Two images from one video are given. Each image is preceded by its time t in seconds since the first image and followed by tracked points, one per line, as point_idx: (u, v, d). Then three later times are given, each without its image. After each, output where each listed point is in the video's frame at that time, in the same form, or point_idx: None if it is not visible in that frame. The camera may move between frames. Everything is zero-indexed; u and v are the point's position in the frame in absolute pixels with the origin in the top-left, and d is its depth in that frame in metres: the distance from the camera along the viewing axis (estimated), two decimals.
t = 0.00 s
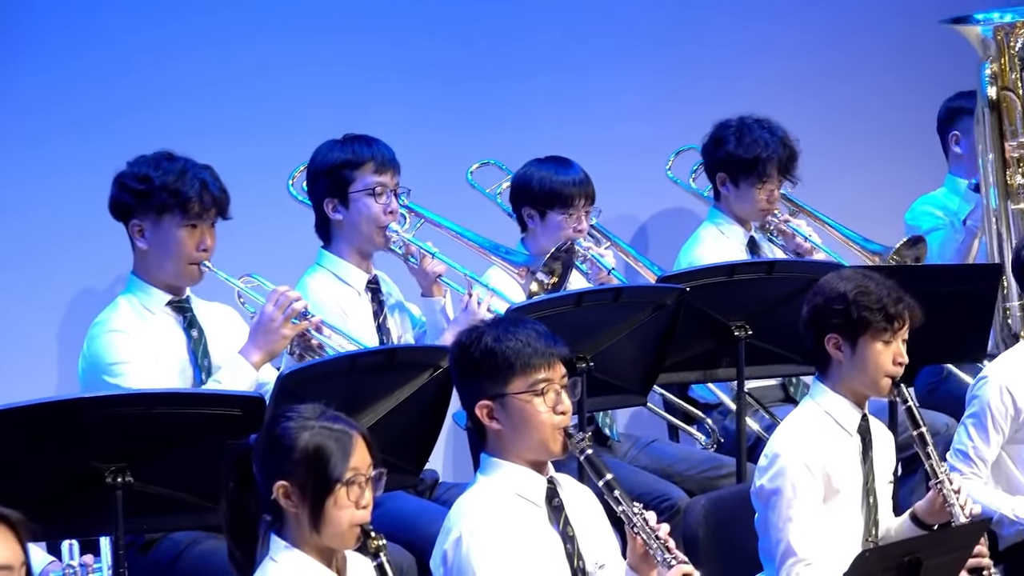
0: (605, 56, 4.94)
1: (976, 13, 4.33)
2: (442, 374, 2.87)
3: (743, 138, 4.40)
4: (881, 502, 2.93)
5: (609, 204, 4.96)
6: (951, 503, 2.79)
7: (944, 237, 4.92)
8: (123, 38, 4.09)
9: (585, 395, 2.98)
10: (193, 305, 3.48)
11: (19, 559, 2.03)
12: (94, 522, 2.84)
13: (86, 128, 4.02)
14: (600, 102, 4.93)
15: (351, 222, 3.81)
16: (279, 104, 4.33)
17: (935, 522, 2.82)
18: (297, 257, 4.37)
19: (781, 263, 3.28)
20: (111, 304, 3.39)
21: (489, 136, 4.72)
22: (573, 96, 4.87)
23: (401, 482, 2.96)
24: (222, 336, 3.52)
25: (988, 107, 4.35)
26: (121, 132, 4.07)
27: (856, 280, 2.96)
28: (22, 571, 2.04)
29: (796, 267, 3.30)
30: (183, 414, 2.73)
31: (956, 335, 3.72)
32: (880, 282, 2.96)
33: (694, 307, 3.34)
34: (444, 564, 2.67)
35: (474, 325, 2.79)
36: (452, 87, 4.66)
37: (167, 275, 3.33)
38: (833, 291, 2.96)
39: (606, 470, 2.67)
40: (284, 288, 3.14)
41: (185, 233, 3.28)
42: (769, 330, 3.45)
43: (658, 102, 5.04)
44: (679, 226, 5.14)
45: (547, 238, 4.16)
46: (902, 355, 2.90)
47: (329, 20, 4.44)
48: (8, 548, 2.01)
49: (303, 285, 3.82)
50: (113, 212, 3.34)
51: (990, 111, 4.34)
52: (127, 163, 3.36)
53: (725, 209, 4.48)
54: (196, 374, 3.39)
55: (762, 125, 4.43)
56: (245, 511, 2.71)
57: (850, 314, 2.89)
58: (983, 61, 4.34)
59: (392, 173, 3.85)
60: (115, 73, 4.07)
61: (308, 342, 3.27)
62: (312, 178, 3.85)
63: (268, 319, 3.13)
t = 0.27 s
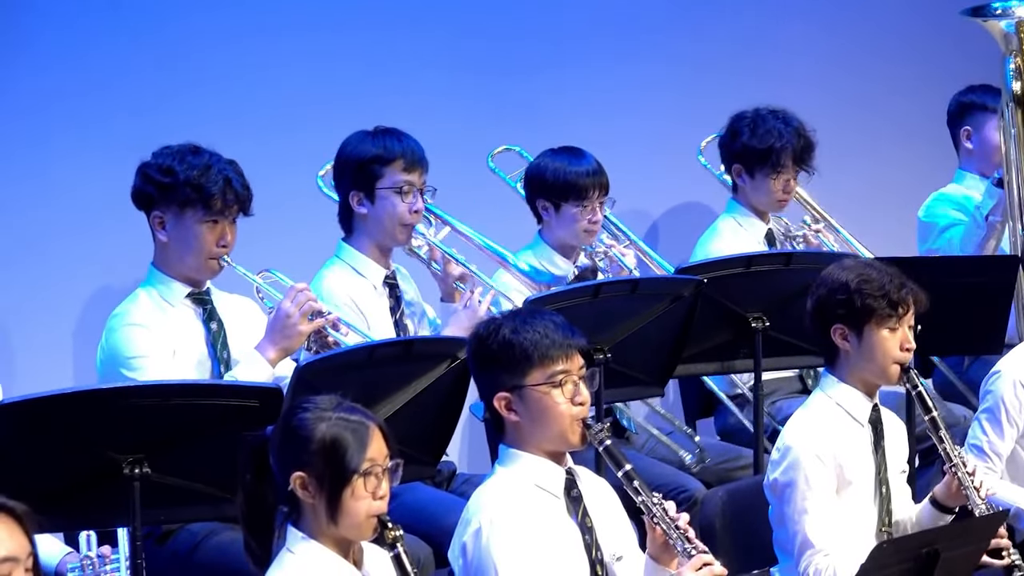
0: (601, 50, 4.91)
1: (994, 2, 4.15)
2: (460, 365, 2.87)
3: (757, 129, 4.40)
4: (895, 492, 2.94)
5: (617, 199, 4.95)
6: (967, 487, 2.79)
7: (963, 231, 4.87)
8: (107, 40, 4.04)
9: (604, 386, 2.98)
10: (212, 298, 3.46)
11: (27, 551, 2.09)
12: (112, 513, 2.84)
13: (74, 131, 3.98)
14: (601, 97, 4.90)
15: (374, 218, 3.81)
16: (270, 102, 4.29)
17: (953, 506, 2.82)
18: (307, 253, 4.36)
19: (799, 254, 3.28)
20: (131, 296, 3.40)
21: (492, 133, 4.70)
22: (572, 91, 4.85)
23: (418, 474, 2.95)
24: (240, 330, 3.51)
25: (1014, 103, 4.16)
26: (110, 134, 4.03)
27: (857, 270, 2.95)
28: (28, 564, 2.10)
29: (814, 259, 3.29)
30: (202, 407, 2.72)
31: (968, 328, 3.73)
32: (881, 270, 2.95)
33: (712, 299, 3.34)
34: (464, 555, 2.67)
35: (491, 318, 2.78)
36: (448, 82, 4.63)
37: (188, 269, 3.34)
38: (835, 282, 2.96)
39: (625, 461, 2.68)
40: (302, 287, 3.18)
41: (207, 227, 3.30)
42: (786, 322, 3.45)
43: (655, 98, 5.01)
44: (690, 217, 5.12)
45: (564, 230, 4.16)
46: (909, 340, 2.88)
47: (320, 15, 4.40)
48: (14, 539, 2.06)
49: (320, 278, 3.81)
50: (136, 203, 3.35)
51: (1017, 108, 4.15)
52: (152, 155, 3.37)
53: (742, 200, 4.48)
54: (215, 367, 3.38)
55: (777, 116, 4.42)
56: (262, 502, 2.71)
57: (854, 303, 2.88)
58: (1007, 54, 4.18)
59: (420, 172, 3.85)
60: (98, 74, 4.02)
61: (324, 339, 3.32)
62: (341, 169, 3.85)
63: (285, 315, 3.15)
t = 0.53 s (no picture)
0: (591, 51, 4.88)
1: None
2: (474, 357, 2.87)
3: (767, 121, 4.41)
4: (904, 484, 2.93)
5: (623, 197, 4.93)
6: (974, 480, 2.78)
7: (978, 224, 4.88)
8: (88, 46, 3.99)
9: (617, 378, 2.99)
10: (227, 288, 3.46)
11: (29, 545, 2.15)
12: (126, 505, 2.85)
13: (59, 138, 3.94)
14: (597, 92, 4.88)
15: (395, 215, 3.82)
16: (259, 103, 4.24)
17: (960, 498, 2.81)
18: (314, 251, 4.33)
19: (812, 247, 3.29)
20: (144, 286, 3.40)
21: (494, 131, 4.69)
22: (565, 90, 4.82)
23: (432, 466, 2.96)
24: (254, 319, 3.52)
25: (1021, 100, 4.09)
26: (95, 141, 3.99)
27: (867, 262, 2.96)
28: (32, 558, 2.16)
29: (828, 252, 3.30)
30: (214, 398, 2.73)
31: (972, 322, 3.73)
32: (891, 262, 2.95)
33: (725, 291, 3.36)
34: (477, 547, 2.67)
35: (506, 310, 2.79)
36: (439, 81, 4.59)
37: (198, 257, 3.33)
38: (844, 274, 2.97)
39: (639, 453, 2.67)
40: (311, 270, 3.15)
41: (215, 215, 3.29)
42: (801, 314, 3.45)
43: (648, 99, 4.98)
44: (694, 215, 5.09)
45: (577, 224, 4.17)
46: (917, 334, 2.89)
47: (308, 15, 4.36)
48: (15, 534, 2.13)
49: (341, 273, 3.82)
50: (147, 194, 3.36)
51: None
52: (162, 144, 3.37)
53: (755, 193, 4.49)
54: (229, 356, 3.37)
55: (787, 108, 4.43)
56: (275, 495, 2.71)
57: (863, 296, 2.89)
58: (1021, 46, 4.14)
59: (441, 171, 3.84)
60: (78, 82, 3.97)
61: (336, 324, 3.26)
62: (364, 164, 3.86)
63: (294, 299, 3.13)
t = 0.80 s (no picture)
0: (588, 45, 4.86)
1: None
2: (487, 347, 2.86)
3: (779, 110, 4.42)
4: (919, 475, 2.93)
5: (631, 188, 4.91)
6: (987, 474, 2.78)
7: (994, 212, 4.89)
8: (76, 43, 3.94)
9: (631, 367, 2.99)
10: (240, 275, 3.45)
11: (41, 534, 2.08)
12: (139, 494, 2.85)
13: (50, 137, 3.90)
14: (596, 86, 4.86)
15: (420, 209, 3.84)
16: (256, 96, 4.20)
17: (973, 491, 2.81)
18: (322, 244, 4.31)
19: (825, 236, 3.27)
20: (157, 274, 3.38)
21: (500, 123, 4.67)
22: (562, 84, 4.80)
23: (446, 455, 2.96)
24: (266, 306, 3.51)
25: None
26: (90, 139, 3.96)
27: (888, 252, 2.96)
28: (43, 548, 2.09)
29: (841, 241, 3.29)
30: (228, 387, 2.72)
31: (984, 313, 3.73)
32: (913, 253, 2.94)
33: (739, 281, 3.35)
34: (490, 537, 2.67)
35: (521, 299, 2.79)
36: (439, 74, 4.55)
37: (211, 242, 3.32)
38: (864, 264, 2.96)
39: (653, 444, 2.67)
40: (323, 248, 3.14)
41: (225, 199, 3.28)
42: (814, 304, 3.45)
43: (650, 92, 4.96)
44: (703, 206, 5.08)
45: (591, 216, 4.19)
46: (936, 326, 2.88)
47: (306, 8, 4.31)
48: (26, 522, 2.06)
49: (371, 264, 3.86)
50: (156, 181, 3.35)
51: None
52: (169, 132, 3.36)
53: (769, 182, 4.49)
54: (243, 342, 3.36)
55: (799, 95, 4.42)
56: (288, 485, 2.69)
57: (883, 286, 2.88)
58: None
59: (468, 166, 3.84)
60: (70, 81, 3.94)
61: (350, 301, 3.22)
62: (392, 156, 3.87)
63: (307, 277, 3.11)
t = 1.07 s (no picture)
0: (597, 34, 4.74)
1: None
2: (500, 335, 2.86)
3: (791, 96, 4.54)
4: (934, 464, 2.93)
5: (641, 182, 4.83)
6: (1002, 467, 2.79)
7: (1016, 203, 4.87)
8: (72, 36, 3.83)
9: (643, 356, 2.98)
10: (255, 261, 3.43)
11: (52, 521, 2.05)
12: (152, 481, 2.86)
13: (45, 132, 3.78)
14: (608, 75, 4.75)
15: (456, 204, 3.95)
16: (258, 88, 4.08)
17: (987, 486, 2.82)
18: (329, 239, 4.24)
19: (838, 224, 3.28)
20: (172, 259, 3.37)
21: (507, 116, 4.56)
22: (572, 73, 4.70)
23: (458, 444, 2.95)
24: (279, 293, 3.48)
25: None
26: (87, 134, 3.84)
27: (912, 242, 2.93)
28: (54, 534, 2.06)
29: (854, 228, 3.30)
30: (240, 375, 2.72)
31: (999, 299, 3.73)
32: (936, 244, 2.92)
33: (752, 269, 3.35)
34: (503, 525, 2.68)
35: (534, 286, 2.79)
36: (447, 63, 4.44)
37: (224, 228, 3.31)
38: (888, 253, 2.94)
39: (666, 433, 2.66)
40: (339, 229, 3.14)
41: (238, 183, 3.28)
42: (826, 292, 3.45)
43: (664, 82, 4.84)
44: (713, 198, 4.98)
45: (619, 208, 4.22)
46: (957, 318, 2.87)
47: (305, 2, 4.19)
48: (37, 509, 2.03)
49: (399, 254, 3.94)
50: (167, 168, 3.35)
51: None
52: (179, 119, 3.36)
53: (781, 170, 4.63)
54: (257, 328, 3.34)
55: (811, 82, 4.55)
56: (298, 473, 2.69)
57: (905, 277, 2.86)
58: None
59: (506, 164, 3.95)
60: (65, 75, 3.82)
61: (366, 281, 3.22)
62: (430, 149, 3.96)
63: (323, 258, 3.11)
